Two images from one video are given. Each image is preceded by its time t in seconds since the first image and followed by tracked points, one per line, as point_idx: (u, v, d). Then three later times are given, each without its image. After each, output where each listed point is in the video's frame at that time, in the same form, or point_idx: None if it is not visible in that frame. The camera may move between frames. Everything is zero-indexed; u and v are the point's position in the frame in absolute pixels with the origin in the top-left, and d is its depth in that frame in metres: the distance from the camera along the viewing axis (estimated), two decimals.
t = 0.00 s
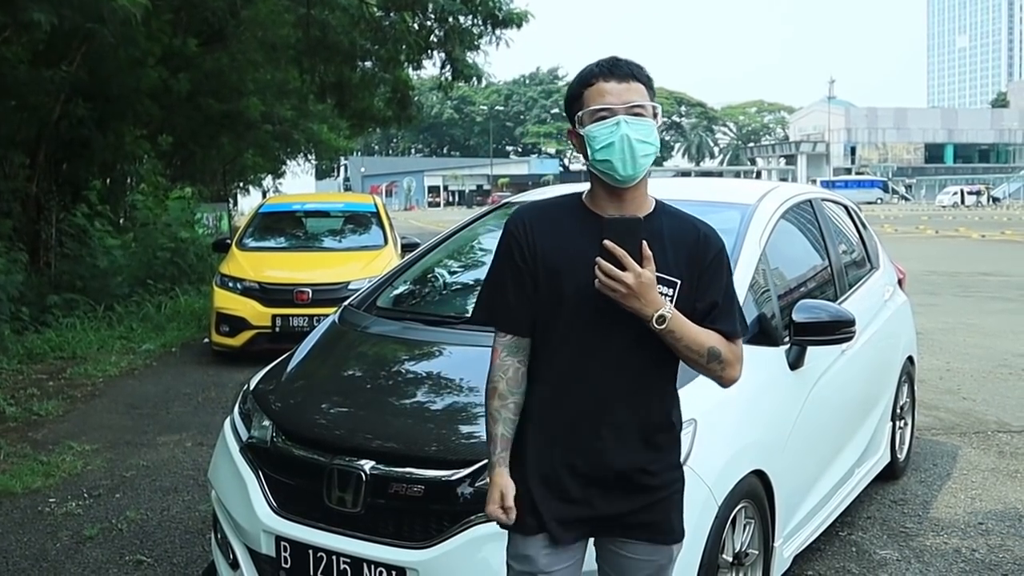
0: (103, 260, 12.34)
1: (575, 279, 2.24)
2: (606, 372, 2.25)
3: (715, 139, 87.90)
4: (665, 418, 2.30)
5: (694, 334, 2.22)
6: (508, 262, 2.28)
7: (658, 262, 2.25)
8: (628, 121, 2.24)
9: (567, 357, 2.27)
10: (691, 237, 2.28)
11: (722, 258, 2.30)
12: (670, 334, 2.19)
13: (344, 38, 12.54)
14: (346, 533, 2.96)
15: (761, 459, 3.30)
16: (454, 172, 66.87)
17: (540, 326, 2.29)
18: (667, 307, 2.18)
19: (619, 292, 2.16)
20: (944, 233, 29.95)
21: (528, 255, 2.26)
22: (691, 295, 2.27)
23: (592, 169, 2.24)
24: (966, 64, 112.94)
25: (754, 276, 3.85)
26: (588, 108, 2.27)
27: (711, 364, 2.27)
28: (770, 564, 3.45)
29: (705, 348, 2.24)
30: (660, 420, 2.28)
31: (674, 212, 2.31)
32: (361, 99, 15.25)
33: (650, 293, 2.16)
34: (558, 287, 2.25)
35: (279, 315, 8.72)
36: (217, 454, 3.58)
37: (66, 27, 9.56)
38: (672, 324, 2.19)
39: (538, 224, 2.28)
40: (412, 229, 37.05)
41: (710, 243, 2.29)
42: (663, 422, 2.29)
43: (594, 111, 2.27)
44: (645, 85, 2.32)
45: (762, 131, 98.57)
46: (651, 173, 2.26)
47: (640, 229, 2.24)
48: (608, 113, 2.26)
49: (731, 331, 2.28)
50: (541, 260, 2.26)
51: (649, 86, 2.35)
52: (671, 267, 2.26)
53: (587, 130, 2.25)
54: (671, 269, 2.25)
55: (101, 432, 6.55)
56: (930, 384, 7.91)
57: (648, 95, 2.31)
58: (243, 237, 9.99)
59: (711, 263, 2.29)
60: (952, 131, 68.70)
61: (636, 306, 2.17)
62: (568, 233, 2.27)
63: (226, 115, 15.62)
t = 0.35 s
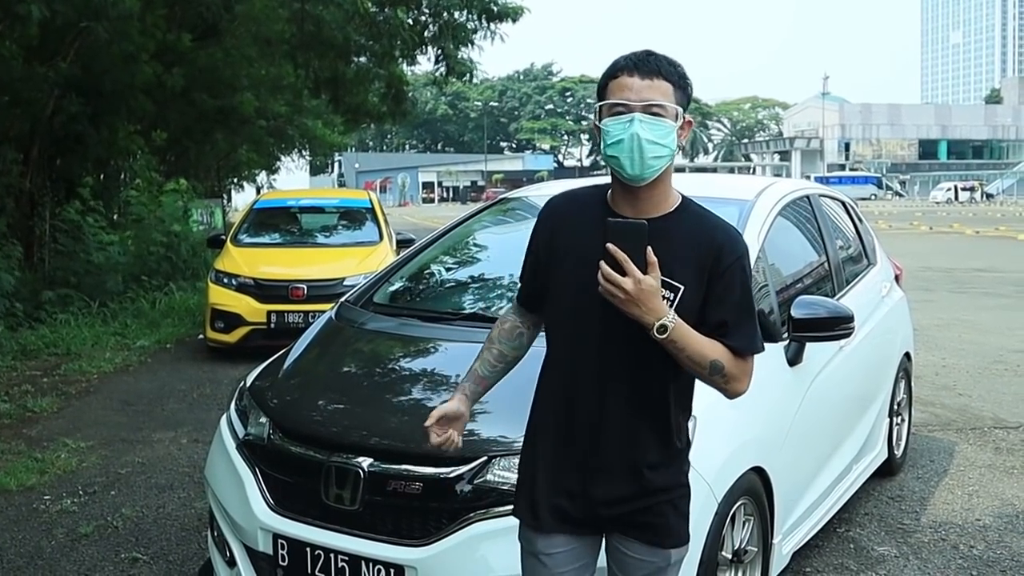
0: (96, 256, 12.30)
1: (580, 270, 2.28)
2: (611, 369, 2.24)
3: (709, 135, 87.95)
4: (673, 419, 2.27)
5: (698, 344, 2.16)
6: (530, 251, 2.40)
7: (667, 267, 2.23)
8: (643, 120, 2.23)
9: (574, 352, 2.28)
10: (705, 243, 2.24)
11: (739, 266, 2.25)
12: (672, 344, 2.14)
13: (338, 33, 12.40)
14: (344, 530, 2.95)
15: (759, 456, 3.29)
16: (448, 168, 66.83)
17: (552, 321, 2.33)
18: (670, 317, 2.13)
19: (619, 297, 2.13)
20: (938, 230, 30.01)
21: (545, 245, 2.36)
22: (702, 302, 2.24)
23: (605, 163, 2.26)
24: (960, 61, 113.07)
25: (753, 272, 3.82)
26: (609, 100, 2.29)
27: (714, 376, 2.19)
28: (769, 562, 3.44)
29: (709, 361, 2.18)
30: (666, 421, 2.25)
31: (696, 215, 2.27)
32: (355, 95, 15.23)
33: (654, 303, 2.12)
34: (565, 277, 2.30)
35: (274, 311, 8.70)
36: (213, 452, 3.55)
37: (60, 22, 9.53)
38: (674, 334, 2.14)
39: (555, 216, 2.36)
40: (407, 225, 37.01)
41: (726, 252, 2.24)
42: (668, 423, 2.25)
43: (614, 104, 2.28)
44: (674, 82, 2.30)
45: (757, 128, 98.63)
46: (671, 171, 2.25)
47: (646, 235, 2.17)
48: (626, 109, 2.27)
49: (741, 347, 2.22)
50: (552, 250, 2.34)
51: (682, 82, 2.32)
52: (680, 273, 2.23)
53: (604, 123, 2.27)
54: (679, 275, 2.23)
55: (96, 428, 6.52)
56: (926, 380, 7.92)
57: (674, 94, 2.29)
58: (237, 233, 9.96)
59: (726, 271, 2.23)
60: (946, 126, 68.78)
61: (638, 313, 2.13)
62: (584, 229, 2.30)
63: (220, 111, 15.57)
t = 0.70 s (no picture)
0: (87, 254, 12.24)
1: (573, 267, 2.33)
2: (595, 367, 2.25)
3: (700, 133, 88.06)
4: (661, 422, 2.23)
5: (617, 331, 2.14)
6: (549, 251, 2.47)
7: (620, 255, 2.24)
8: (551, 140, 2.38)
9: (567, 347, 2.32)
10: (660, 232, 2.21)
11: (691, 254, 2.18)
12: (591, 330, 2.16)
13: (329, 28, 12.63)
14: (338, 529, 2.94)
15: (754, 453, 3.29)
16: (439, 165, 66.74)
17: (556, 316, 2.38)
18: (587, 304, 2.15)
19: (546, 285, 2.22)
20: (928, 228, 30.08)
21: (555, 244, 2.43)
22: (650, 292, 2.20)
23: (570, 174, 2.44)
24: (950, 59, 113.44)
25: (747, 269, 3.81)
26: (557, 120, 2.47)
27: (642, 366, 2.15)
28: (764, 559, 3.44)
29: (629, 350, 2.14)
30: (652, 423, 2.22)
31: (664, 205, 2.25)
32: (347, 91, 15.19)
33: (571, 292, 2.16)
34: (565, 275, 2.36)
35: (266, 309, 8.66)
36: (206, 451, 3.53)
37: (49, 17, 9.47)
38: (594, 322, 2.15)
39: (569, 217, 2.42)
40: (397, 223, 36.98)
41: (682, 242, 2.19)
42: (654, 426, 2.22)
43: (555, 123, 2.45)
44: (573, 86, 2.34)
45: (747, 125, 98.78)
46: (597, 173, 2.31)
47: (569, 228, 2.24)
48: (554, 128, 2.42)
49: (670, 334, 2.14)
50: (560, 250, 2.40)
51: (583, 86, 2.33)
52: (635, 263, 2.21)
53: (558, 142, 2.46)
54: (632, 262, 2.22)
55: (87, 426, 6.49)
56: (917, 377, 7.94)
57: (572, 100, 2.34)
58: (228, 231, 9.92)
59: (673, 259, 2.18)
60: (936, 125, 69.00)
61: (562, 301, 2.19)
62: (579, 228, 2.34)
63: (211, 107, 15.52)
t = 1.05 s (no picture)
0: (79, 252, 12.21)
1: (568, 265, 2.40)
2: (587, 356, 2.30)
3: (692, 131, 88.14)
4: (651, 410, 2.26)
5: (593, 318, 2.20)
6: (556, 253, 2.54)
7: (599, 245, 2.29)
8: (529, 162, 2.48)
9: (563, 340, 2.37)
10: (632, 218, 2.25)
11: (657, 235, 2.20)
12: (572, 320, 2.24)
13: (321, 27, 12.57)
14: (333, 528, 2.93)
15: (749, 451, 3.29)
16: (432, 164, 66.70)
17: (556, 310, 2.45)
18: (567, 297, 2.24)
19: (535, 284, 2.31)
20: (920, 226, 30.15)
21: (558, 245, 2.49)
22: (624, 277, 2.24)
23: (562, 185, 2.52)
24: (941, 58, 113.73)
25: (741, 268, 3.80)
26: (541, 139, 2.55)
27: (621, 348, 2.20)
28: (759, 557, 3.44)
29: (605, 332, 2.20)
30: (641, 411, 2.25)
31: (634, 193, 2.28)
32: (340, 89, 15.18)
33: (551, 287, 2.26)
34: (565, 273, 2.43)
35: (258, 307, 8.65)
36: (200, 450, 3.52)
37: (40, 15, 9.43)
38: (574, 312, 2.23)
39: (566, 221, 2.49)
40: (390, 221, 36.95)
41: (651, 224, 2.22)
42: (642, 413, 2.25)
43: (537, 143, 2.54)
44: (531, 108, 2.43)
45: (740, 124, 98.89)
46: (568, 182, 2.38)
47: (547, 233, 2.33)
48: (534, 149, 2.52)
49: (641, 313, 2.18)
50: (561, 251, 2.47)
51: (539, 105, 2.42)
52: (612, 252, 2.26)
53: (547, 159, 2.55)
54: (608, 251, 2.27)
55: (80, 425, 6.47)
56: (910, 375, 7.96)
57: (534, 120, 2.43)
58: (220, 229, 9.91)
59: (642, 243, 2.21)
60: (927, 123, 69.19)
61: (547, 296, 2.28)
62: (571, 230, 2.41)
63: (203, 106, 15.49)
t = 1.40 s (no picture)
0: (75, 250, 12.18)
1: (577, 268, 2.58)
2: (595, 345, 2.49)
3: (687, 129, 88.13)
4: (652, 389, 2.43)
5: (608, 315, 2.39)
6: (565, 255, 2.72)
7: (597, 247, 2.46)
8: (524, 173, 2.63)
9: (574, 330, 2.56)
10: (619, 216, 2.41)
11: (643, 228, 2.37)
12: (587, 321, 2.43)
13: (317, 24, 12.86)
14: (330, 526, 2.93)
15: (747, 449, 3.29)
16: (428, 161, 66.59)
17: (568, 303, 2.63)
18: (578, 304, 2.43)
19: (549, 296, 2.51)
20: (915, 223, 30.18)
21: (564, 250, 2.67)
22: (622, 270, 2.41)
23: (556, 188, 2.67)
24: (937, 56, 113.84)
25: (739, 266, 3.81)
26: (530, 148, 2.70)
27: (631, 335, 2.38)
28: (757, 553, 3.46)
29: (623, 325, 2.38)
30: (641, 391, 2.43)
31: (618, 194, 2.44)
32: (335, 86, 15.16)
33: (561, 296, 2.45)
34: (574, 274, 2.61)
35: (255, 305, 8.64)
36: (197, 448, 3.52)
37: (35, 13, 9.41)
38: (587, 315, 2.42)
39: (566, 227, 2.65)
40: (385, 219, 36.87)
41: (638, 220, 2.38)
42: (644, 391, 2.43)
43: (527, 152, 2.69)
44: (518, 125, 2.58)
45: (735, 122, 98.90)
46: (560, 190, 2.54)
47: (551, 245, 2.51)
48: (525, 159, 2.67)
49: (648, 302, 2.34)
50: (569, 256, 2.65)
51: (526, 120, 2.56)
52: (607, 251, 2.43)
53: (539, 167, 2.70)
54: (607, 251, 2.44)
55: (75, 424, 6.45)
56: (906, 373, 7.97)
57: (523, 136, 2.57)
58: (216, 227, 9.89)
59: (632, 238, 2.38)
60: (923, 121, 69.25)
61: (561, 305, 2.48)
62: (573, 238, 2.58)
63: (198, 103, 15.45)
